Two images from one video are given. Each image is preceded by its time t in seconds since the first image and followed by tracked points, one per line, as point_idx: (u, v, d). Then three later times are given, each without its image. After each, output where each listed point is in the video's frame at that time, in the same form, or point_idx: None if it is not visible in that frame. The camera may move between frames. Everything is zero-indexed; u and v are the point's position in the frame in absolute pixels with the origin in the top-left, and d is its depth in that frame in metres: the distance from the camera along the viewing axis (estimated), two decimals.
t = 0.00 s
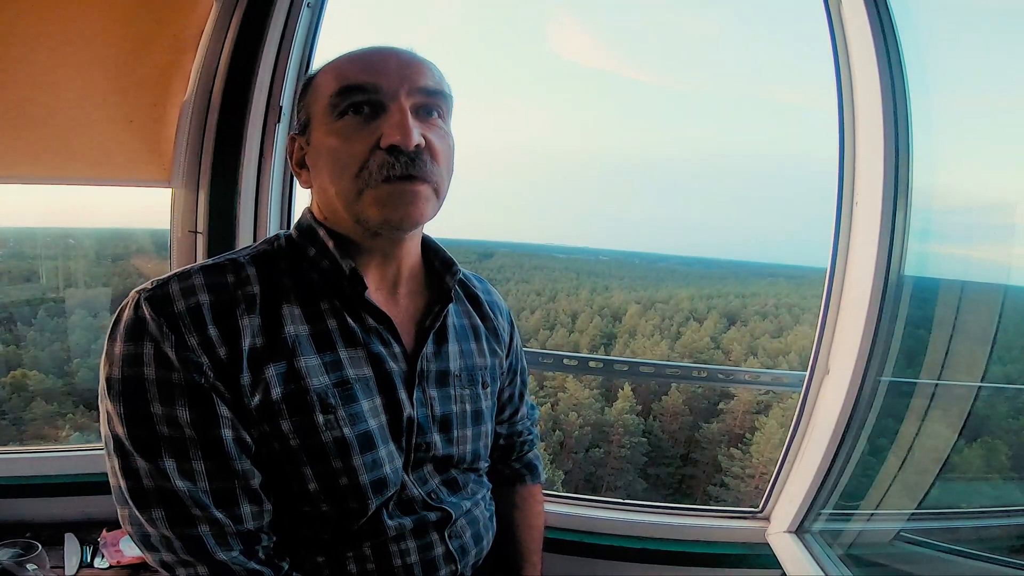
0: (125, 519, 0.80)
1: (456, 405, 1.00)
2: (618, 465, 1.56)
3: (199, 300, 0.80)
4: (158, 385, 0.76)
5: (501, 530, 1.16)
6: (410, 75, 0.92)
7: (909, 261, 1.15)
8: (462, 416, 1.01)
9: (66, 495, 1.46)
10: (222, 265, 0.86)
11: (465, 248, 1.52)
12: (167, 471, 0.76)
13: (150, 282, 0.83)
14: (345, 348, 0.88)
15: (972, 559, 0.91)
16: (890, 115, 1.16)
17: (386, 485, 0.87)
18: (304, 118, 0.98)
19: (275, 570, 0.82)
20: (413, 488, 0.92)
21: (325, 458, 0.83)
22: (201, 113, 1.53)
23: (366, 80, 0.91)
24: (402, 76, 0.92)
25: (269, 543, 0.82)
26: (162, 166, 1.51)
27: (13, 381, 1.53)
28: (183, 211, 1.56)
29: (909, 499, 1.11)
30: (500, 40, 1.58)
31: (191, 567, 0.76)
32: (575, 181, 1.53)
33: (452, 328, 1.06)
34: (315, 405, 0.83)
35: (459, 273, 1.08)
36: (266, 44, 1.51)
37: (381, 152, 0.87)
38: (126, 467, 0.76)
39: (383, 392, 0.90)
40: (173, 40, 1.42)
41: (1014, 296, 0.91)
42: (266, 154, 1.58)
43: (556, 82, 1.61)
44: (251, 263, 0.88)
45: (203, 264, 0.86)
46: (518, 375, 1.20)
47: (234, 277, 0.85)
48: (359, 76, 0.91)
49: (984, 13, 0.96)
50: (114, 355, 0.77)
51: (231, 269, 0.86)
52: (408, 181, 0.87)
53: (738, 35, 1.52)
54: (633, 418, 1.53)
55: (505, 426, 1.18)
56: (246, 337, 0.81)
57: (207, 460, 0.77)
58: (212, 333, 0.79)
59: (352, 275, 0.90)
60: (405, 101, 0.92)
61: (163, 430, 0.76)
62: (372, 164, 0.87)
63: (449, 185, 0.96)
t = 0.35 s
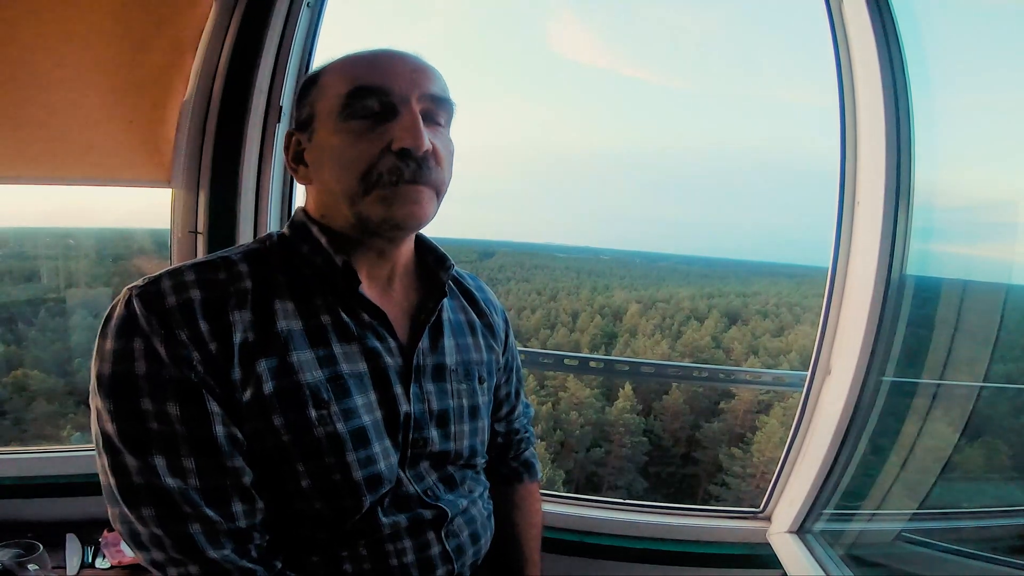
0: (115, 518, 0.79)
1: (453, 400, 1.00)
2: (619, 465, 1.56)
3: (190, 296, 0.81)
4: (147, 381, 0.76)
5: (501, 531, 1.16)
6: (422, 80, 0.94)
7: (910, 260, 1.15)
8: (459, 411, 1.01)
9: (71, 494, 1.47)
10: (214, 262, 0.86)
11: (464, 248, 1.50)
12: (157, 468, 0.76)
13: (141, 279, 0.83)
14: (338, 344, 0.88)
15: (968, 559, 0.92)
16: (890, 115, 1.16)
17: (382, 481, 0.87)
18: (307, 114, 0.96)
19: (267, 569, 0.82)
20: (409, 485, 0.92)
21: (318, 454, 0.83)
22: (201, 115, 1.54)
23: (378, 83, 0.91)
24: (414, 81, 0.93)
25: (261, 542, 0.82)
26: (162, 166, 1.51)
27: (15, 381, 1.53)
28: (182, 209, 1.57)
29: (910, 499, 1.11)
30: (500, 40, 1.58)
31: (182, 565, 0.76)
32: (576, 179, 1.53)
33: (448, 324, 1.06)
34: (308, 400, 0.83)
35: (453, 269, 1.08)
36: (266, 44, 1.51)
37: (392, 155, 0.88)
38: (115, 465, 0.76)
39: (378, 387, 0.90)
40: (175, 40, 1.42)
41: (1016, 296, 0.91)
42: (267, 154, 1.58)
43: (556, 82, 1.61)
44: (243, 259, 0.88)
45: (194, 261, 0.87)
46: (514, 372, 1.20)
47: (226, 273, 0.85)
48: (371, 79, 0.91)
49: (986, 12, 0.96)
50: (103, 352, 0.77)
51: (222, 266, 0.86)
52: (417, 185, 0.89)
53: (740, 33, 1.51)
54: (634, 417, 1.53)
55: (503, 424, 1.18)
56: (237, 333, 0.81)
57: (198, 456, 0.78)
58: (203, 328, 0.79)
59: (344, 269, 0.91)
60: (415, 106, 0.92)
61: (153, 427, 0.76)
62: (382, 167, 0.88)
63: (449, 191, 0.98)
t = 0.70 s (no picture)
0: (109, 528, 0.81)
1: (450, 401, 1.00)
2: (620, 464, 1.56)
3: (175, 308, 0.80)
4: (134, 397, 0.76)
5: (500, 529, 1.16)
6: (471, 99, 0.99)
7: (909, 259, 1.14)
8: (456, 411, 1.01)
9: (72, 493, 1.47)
10: (198, 269, 0.84)
11: (466, 248, 1.50)
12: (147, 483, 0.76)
13: (124, 290, 0.82)
14: (333, 352, 0.88)
15: (971, 559, 0.91)
16: (890, 113, 1.16)
17: (380, 488, 0.88)
18: (359, 102, 0.90)
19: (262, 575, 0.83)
20: (408, 489, 0.93)
21: (315, 464, 0.84)
22: (201, 116, 1.54)
23: (436, 96, 0.92)
24: (466, 100, 0.99)
25: (256, 551, 0.83)
26: (161, 166, 1.51)
27: (18, 381, 1.54)
28: (182, 207, 1.57)
29: (911, 498, 1.11)
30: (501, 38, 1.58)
31: None
32: (577, 178, 1.53)
33: (442, 323, 1.06)
34: (303, 410, 0.83)
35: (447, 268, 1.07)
36: (265, 44, 1.51)
37: (449, 174, 0.92)
38: (104, 480, 0.76)
39: (374, 394, 0.90)
40: (174, 40, 1.43)
41: (1016, 295, 0.91)
42: (266, 153, 1.58)
43: (557, 81, 1.61)
44: (229, 266, 0.87)
45: (179, 269, 0.85)
46: (509, 369, 1.19)
47: (212, 282, 0.84)
48: (428, 90, 0.91)
49: (985, 9, 0.95)
50: (88, 367, 0.77)
51: (207, 274, 0.84)
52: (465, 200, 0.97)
53: (741, 32, 1.51)
54: (635, 416, 1.53)
55: (500, 421, 1.18)
56: (227, 344, 0.81)
57: (189, 470, 0.78)
58: (190, 341, 0.79)
59: (340, 276, 0.90)
60: (461, 122, 0.96)
61: (141, 442, 0.77)
62: (441, 184, 0.92)
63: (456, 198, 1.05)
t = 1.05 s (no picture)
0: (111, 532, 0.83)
1: (453, 403, 1.00)
2: (621, 464, 1.56)
3: (173, 318, 0.79)
4: (130, 409, 0.77)
5: (501, 528, 1.16)
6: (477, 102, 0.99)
7: (910, 258, 1.14)
8: (459, 413, 1.01)
9: (74, 493, 1.47)
10: (196, 276, 0.84)
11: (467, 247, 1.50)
12: (144, 493, 0.77)
13: (122, 298, 0.82)
14: (338, 360, 0.88)
15: (971, 558, 0.91)
16: (891, 112, 1.15)
17: (386, 493, 0.88)
18: (367, 101, 0.90)
19: None
20: (411, 491, 0.93)
21: (320, 472, 0.84)
22: (201, 117, 1.54)
23: (441, 97, 0.92)
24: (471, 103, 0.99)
25: (255, 557, 0.84)
26: (163, 166, 1.52)
27: (20, 381, 1.54)
28: (183, 207, 1.57)
29: (913, 497, 1.11)
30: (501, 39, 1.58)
31: None
32: (577, 178, 1.53)
33: (444, 325, 1.06)
34: (309, 419, 0.83)
35: (448, 269, 1.08)
36: (265, 44, 1.51)
37: (454, 174, 0.92)
38: (101, 489, 0.77)
39: (379, 400, 0.91)
40: (174, 40, 1.43)
41: (1017, 294, 0.90)
42: (267, 153, 1.58)
43: (558, 81, 1.61)
44: (229, 273, 0.86)
45: (179, 276, 0.85)
46: (510, 368, 1.19)
47: (212, 289, 0.83)
48: (434, 91, 0.92)
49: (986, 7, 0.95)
50: (85, 378, 0.78)
51: (207, 281, 0.84)
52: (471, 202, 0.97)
53: (741, 31, 1.51)
54: (637, 416, 1.52)
55: (501, 420, 1.18)
56: (230, 354, 0.81)
57: (185, 481, 0.78)
58: (189, 352, 0.78)
59: (343, 281, 0.90)
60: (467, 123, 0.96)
61: (138, 453, 0.77)
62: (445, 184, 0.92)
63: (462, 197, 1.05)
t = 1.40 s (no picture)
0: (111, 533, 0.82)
1: (455, 404, 1.00)
2: (622, 463, 1.56)
3: (176, 320, 0.79)
4: (132, 411, 0.76)
5: (502, 526, 1.17)
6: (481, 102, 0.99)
7: (911, 257, 1.14)
8: (460, 415, 1.01)
9: (76, 492, 1.48)
10: (198, 278, 0.84)
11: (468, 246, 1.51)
12: (146, 494, 0.77)
13: (124, 299, 0.81)
14: (340, 361, 0.88)
15: (973, 558, 0.91)
16: (891, 111, 1.15)
17: (387, 494, 0.89)
18: (370, 100, 0.90)
19: None
20: (412, 492, 0.93)
21: (322, 473, 0.84)
22: (201, 117, 1.54)
23: (446, 99, 0.91)
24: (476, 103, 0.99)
25: (256, 557, 0.84)
26: (164, 167, 1.52)
27: (22, 381, 1.55)
28: (184, 208, 1.56)
29: (913, 497, 1.11)
30: (501, 38, 1.57)
31: None
32: (578, 178, 1.53)
33: (445, 326, 1.06)
34: (311, 421, 0.84)
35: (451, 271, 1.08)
36: (265, 45, 1.51)
37: (458, 176, 0.92)
38: (103, 491, 0.77)
39: (381, 402, 0.91)
40: (174, 40, 1.43)
41: (1018, 293, 0.90)
42: (268, 153, 1.57)
43: (559, 81, 1.61)
44: (231, 275, 0.86)
45: (180, 277, 0.84)
46: (511, 369, 1.19)
47: (214, 290, 0.83)
48: (438, 92, 0.91)
49: (986, 6, 0.95)
50: (87, 379, 0.77)
51: (210, 283, 0.84)
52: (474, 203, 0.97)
53: (741, 31, 1.51)
54: (638, 415, 1.52)
55: (500, 420, 1.18)
56: (232, 356, 0.81)
57: (188, 482, 0.78)
58: (192, 354, 0.78)
59: (345, 283, 0.90)
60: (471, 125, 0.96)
61: (141, 455, 0.77)
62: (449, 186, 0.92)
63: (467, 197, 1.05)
